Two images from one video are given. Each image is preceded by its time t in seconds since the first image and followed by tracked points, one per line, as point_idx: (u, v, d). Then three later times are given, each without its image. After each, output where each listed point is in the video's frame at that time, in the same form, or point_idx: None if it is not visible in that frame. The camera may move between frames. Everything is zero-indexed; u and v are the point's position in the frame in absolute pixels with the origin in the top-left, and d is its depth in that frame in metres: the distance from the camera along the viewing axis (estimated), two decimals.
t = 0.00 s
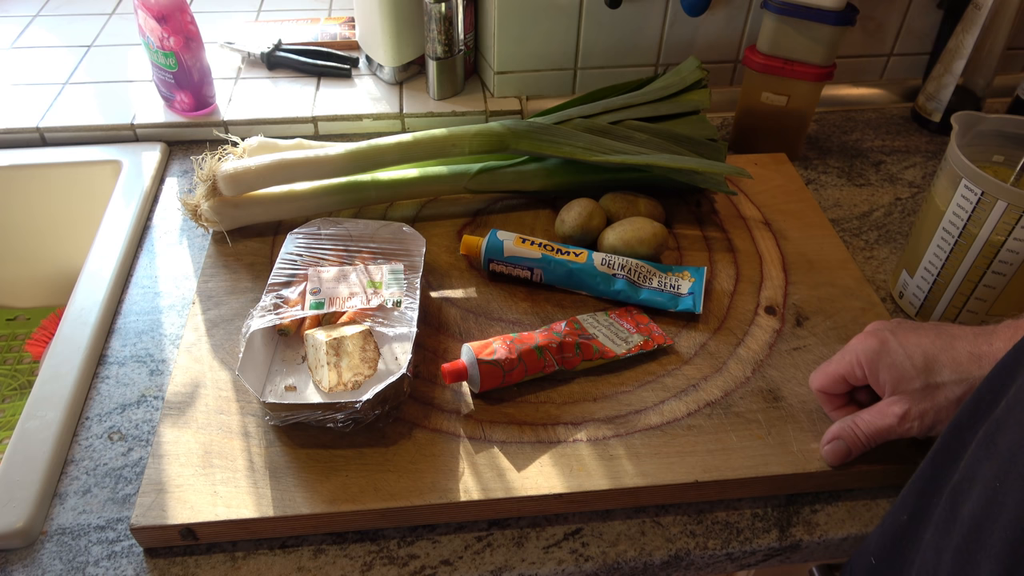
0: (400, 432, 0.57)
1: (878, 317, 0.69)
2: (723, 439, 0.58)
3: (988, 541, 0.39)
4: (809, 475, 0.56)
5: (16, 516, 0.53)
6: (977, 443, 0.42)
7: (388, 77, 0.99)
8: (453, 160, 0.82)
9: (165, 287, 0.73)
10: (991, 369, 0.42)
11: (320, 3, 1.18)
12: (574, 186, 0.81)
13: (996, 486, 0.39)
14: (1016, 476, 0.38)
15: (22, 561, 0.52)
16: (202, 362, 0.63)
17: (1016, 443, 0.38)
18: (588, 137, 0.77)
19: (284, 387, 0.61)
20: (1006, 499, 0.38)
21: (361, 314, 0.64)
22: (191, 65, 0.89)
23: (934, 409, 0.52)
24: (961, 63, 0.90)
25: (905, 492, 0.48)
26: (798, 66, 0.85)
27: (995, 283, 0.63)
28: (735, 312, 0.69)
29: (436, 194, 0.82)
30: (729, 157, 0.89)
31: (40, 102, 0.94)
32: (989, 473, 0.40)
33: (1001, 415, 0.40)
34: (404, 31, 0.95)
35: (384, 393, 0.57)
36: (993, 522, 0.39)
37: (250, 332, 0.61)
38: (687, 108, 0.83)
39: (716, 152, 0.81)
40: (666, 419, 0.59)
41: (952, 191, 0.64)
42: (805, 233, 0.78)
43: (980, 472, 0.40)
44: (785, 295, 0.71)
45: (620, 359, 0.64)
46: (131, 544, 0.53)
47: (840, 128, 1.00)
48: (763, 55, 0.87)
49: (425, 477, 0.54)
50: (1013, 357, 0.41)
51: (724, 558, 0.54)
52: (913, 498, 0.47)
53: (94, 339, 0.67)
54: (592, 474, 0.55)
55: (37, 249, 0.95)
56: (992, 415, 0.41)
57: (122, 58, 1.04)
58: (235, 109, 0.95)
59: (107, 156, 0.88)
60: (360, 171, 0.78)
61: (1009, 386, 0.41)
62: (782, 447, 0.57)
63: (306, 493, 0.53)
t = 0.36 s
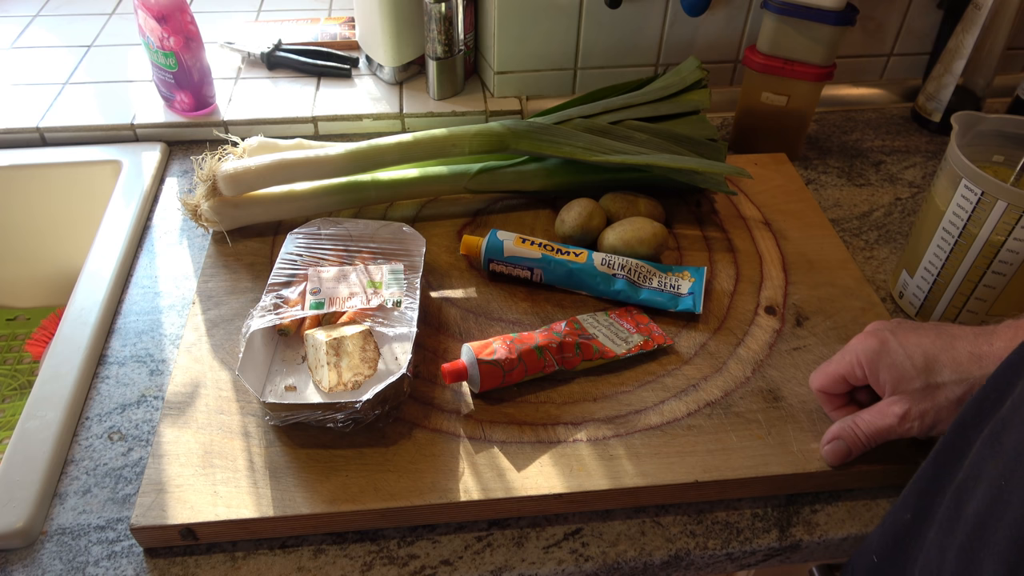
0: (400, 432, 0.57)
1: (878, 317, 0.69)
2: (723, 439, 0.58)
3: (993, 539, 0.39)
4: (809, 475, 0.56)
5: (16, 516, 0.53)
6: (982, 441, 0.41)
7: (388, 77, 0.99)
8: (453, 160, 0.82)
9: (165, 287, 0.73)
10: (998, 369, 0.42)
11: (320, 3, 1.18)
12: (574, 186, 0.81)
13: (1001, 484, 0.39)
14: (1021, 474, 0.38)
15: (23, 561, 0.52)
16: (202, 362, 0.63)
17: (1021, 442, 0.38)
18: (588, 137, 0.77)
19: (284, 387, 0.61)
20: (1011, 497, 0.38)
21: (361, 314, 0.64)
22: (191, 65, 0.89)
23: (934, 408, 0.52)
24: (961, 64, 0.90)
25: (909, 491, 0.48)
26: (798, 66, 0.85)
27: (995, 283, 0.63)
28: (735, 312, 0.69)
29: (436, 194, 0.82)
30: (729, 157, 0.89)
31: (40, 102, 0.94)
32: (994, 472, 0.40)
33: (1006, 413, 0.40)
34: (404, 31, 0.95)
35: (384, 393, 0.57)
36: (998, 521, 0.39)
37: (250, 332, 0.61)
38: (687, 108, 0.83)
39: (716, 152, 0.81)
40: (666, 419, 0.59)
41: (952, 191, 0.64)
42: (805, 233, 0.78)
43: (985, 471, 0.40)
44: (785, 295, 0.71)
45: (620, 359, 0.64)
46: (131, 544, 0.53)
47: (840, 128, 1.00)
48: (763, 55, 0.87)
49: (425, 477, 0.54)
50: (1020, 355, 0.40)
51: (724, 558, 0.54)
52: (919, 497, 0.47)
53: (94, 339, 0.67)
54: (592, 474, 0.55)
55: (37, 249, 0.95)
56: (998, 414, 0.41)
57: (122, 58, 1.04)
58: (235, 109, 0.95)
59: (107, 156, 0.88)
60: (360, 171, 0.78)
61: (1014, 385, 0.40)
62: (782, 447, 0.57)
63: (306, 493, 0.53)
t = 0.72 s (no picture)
0: (400, 432, 0.57)
1: (878, 317, 0.69)
2: (723, 439, 0.58)
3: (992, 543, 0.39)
4: (809, 475, 0.56)
5: (16, 516, 0.53)
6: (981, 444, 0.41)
7: (388, 77, 0.99)
8: (453, 160, 0.82)
9: (165, 287, 0.73)
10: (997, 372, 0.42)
11: (320, 3, 1.18)
12: (574, 186, 0.81)
13: (999, 488, 0.39)
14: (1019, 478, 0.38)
15: (23, 561, 0.52)
16: (202, 362, 0.63)
17: (1020, 445, 0.38)
18: (588, 137, 0.77)
19: (284, 387, 0.61)
20: (1009, 501, 0.38)
21: (361, 314, 0.64)
22: (191, 65, 0.89)
23: (935, 408, 0.51)
24: (961, 64, 0.90)
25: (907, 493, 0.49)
26: (798, 66, 0.85)
27: (995, 283, 0.63)
28: (735, 312, 0.69)
29: (436, 194, 0.82)
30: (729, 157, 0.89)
31: (40, 102, 0.94)
32: (992, 475, 0.40)
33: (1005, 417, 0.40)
34: (404, 31, 0.95)
35: (384, 393, 0.57)
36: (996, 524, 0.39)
37: (250, 332, 0.61)
38: (687, 108, 0.83)
39: (716, 152, 0.81)
40: (666, 419, 0.59)
41: (952, 191, 0.64)
42: (805, 233, 0.78)
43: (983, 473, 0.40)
44: (785, 296, 0.71)
45: (620, 359, 0.64)
46: (131, 544, 0.53)
47: (840, 128, 1.00)
48: (763, 55, 0.87)
49: (425, 477, 0.54)
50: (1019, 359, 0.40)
51: (724, 557, 0.54)
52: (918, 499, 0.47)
53: (94, 339, 0.67)
54: (592, 474, 0.55)
55: (37, 249, 0.95)
56: (996, 418, 0.41)
57: (122, 58, 1.04)
58: (235, 109, 0.95)
59: (107, 156, 0.88)
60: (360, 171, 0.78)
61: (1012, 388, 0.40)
62: (782, 447, 0.57)
63: (306, 493, 0.53)
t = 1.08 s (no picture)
0: (400, 432, 0.57)
1: (878, 317, 0.69)
2: (723, 439, 0.58)
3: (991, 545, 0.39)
4: (809, 475, 0.56)
5: (16, 516, 0.53)
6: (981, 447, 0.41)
7: (388, 77, 0.99)
8: (453, 160, 0.82)
9: (165, 287, 0.74)
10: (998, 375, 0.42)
11: (320, 3, 1.18)
12: (574, 186, 0.81)
13: (1000, 492, 0.39)
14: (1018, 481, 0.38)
15: (23, 561, 0.52)
16: (202, 362, 0.63)
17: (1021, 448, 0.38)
18: (588, 137, 0.77)
19: (284, 387, 0.61)
20: (1009, 505, 0.38)
21: (361, 314, 0.64)
22: (191, 65, 0.89)
23: (934, 408, 0.52)
24: (961, 64, 0.90)
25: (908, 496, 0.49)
26: (798, 66, 0.85)
27: (995, 284, 0.63)
28: (735, 312, 0.69)
29: (436, 194, 0.82)
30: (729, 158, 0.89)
31: (40, 102, 0.94)
32: (992, 479, 0.40)
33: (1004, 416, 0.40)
34: (403, 31, 0.95)
35: (384, 393, 0.57)
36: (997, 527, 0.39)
37: (250, 332, 0.61)
38: (687, 108, 0.83)
39: (716, 152, 0.81)
40: (666, 419, 0.59)
41: (952, 191, 0.64)
42: (805, 233, 0.78)
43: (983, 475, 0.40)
44: (785, 296, 0.71)
45: (620, 359, 0.64)
46: (131, 544, 0.53)
47: (840, 128, 1.00)
48: (763, 55, 0.87)
49: (425, 478, 0.54)
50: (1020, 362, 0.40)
51: (724, 557, 0.54)
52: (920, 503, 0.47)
53: (94, 339, 0.67)
54: (592, 474, 0.55)
55: (37, 249, 0.95)
56: (997, 420, 0.41)
57: (122, 58, 1.04)
58: (235, 109, 0.95)
59: (107, 156, 0.88)
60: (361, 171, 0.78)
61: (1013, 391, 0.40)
62: (782, 447, 0.57)
63: (306, 493, 0.53)
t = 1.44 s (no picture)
0: (401, 432, 0.57)
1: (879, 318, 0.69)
2: (723, 439, 0.58)
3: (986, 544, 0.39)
4: (809, 475, 0.56)
5: (16, 516, 0.53)
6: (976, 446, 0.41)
7: (388, 77, 0.99)
8: (453, 160, 0.82)
9: (165, 287, 0.74)
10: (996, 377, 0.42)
11: (320, 3, 1.18)
12: (574, 186, 0.81)
13: (997, 492, 0.39)
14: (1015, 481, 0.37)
15: (23, 561, 0.52)
16: (202, 362, 0.63)
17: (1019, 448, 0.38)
18: (588, 136, 0.77)
19: (284, 387, 0.61)
20: (1006, 504, 0.38)
21: (361, 314, 0.64)
22: (191, 65, 0.89)
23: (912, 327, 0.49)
24: (961, 63, 0.90)
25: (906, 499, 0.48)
26: (798, 66, 0.85)
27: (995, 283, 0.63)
28: (735, 312, 0.69)
29: (436, 194, 0.82)
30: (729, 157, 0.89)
31: (40, 102, 0.94)
32: (988, 479, 0.39)
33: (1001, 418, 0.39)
34: (404, 31, 0.95)
35: (384, 393, 0.57)
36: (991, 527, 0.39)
37: (250, 332, 0.61)
38: (687, 108, 0.83)
39: (716, 152, 0.81)
40: (666, 419, 0.59)
41: (952, 191, 0.64)
42: (805, 233, 0.78)
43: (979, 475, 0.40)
44: (785, 295, 0.71)
45: (620, 359, 0.64)
46: (131, 544, 0.53)
47: (840, 128, 1.00)
48: (763, 55, 0.87)
49: (425, 477, 0.54)
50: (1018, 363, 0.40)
51: (724, 557, 0.54)
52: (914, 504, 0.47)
53: (94, 339, 0.67)
54: (592, 474, 0.55)
55: (38, 249, 0.95)
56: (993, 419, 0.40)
57: (122, 59, 1.04)
58: (235, 109, 0.95)
59: (107, 156, 0.88)
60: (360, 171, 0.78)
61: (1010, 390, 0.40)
62: (782, 447, 0.57)
63: (306, 493, 0.53)
